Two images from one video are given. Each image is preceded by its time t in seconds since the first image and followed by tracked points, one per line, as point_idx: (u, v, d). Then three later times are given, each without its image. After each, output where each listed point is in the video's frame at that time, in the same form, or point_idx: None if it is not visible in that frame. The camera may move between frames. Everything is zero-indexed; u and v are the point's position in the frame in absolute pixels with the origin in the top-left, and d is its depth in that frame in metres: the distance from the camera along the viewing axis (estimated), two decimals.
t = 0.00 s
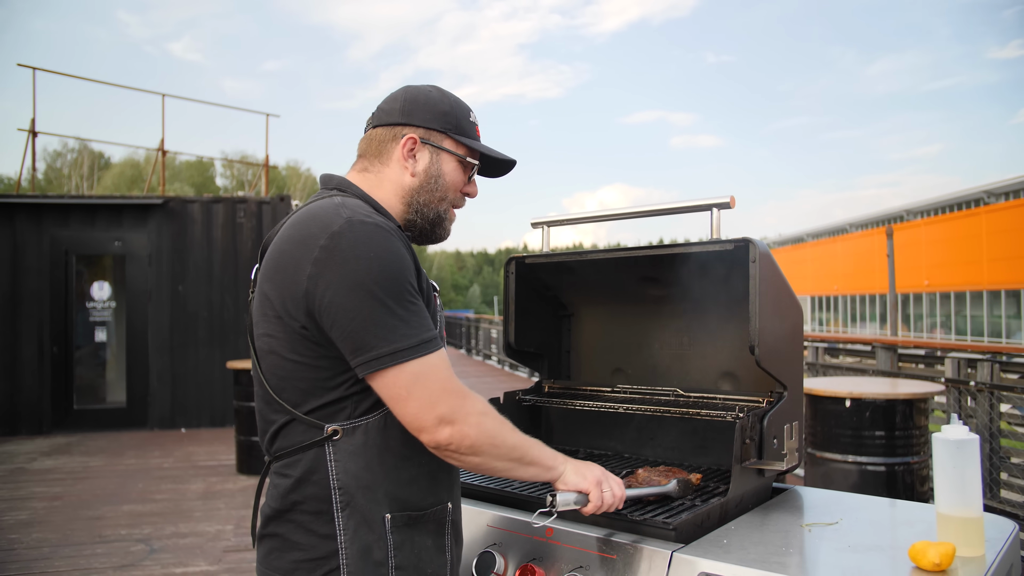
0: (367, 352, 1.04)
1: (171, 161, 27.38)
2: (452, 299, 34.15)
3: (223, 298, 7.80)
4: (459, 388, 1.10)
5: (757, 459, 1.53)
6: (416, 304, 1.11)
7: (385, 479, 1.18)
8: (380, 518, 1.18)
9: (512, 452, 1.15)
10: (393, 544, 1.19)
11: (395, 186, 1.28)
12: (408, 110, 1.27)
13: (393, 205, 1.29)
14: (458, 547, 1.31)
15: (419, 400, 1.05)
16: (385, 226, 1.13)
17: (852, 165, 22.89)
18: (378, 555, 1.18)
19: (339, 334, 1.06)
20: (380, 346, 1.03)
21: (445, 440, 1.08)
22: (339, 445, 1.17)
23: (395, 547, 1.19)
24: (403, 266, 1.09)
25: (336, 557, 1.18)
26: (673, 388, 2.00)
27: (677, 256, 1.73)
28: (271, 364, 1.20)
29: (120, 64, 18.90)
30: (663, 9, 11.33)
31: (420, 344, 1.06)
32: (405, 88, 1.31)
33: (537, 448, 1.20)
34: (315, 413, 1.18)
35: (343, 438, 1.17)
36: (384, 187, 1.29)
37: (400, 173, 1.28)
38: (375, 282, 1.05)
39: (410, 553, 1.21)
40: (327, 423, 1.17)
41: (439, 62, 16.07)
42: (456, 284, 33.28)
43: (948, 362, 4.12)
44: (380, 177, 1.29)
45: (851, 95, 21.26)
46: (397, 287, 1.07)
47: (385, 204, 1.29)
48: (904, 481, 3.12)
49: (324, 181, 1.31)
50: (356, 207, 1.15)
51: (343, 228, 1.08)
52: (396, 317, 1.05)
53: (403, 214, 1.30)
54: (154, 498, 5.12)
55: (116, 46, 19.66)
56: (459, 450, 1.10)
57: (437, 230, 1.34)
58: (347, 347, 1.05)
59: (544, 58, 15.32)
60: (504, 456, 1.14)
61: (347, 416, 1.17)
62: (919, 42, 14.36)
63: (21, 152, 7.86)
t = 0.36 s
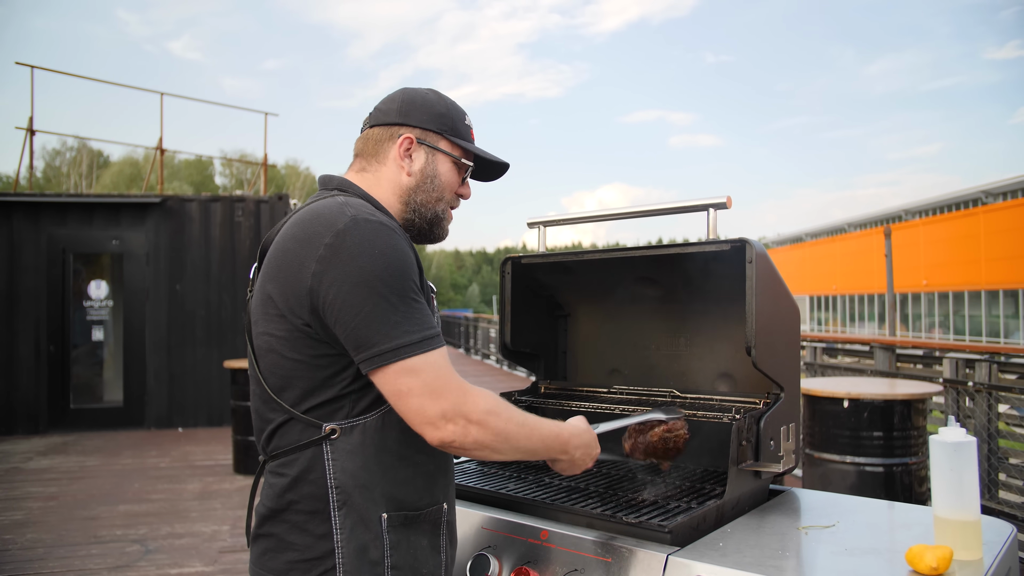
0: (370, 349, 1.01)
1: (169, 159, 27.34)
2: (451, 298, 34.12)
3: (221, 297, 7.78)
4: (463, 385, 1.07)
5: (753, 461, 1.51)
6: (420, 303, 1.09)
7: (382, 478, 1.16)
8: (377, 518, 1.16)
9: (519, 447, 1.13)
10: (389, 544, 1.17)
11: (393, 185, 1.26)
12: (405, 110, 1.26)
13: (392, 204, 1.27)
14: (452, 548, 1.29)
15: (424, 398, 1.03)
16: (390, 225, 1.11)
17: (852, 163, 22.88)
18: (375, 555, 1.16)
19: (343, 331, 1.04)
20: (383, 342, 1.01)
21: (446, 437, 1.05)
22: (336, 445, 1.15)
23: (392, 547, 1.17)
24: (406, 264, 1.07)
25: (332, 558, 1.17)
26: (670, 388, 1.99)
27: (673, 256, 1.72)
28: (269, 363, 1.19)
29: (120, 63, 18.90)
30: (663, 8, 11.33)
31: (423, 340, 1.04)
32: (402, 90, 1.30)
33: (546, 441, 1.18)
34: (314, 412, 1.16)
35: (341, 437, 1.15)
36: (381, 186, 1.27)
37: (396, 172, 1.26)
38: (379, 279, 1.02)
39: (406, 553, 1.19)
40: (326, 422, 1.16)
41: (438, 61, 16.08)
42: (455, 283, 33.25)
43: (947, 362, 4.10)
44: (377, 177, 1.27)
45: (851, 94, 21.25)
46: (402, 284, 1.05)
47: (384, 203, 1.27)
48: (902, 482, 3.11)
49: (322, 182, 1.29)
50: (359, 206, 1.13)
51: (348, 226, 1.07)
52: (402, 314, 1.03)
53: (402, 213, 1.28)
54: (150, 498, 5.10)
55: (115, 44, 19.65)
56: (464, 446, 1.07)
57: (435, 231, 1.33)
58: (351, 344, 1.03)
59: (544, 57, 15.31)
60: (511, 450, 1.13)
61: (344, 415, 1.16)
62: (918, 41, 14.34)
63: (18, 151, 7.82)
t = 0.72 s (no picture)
0: (357, 352, 0.98)
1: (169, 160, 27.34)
2: (452, 297, 34.09)
3: (221, 297, 7.78)
4: (447, 397, 1.02)
5: (753, 459, 1.51)
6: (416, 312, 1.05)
7: (383, 479, 1.16)
8: (378, 518, 1.16)
9: (498, 467, 1.06)
10: (390, 545, 1.16)
11: (395, 184, 1.26)
12: (411, 111, 1.25)
13: (394, 203, 1.26)
14: (453, 548, 1.29)
15: (402, 406, 0.97)
16: (395, 232, 1.09)
17: (853, 161, 22.84)
18: (376, 555, 1.16)
19: (336, 334, 1.01)
20: (370, 344, 0.97)
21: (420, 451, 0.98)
22: (338, 445, 1.15)
23: (392, 548, 1.17)
24: (405, 271, 1.05)
25: (334, 556, 1.16)
26: (669, 387, 1.99)
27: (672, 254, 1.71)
28: (269, 363, 1.18)
29: (120, 64, 18.90)
30: (663, 7, 11.34)
31: (411, 346, 0.99)
32: (409, 89, 1.30)
33: (523, 463, 1.11)
34: (315, 412, 1.16)
35: (342, 437, 1.15)
36: (384, 186, 1.26)
37: (399, 172, 1.26)
38: (376, 282, 1.00)
39: (406, 553, 1.18)
40: (327, 422, 1.15)
41: (438, 60, 16.08)
42: (456, 282, 33.22)
43: (947, 360, 4.08)
44: (381, 176, 1.26)
45: (851, 92, 21.22)
46: (400, 291, 1.02)
47: (385, 203, 1.26)
48: (903, 480, 3.11)
49: (326, 181, 1.28)
50: (364, 210, 1.12)
51: (351, 230, 1.05)
52: (397, 321, 1.00)
53: (403, 213, 1.27)
54: (151, 498, 5.10)
55: (116, 44, 19.66)
56: (440, 463, 1.00)
57: (434, 235, 1.32)
58: (342, 347, 1.00)
59: (544, 56, 15.29)
60: (489, 470, 1.05)
61: (347, 415, 1.15)
62: (919, 38, 14.32)
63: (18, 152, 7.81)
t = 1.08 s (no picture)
0: (321, 347, 0.96)
1: (168, 161, 27.27)
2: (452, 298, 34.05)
3: (220, 299, 7.78)
4: (408, 390, 0.99)
5: (752, 462, 1.51)
6: (396, 312, 1.03)
7: (378, 482, 1.16)
8: (372, 522, 1.16)
9: (465, 457, 1.03)
10: (384, 548, 1.16)
11: (401, 190, 1.25)
12: (420, 118, 1.25)
13: (398, 209, 1.26)
14: (451, 552, 1.29)
15: (359, 407, 0.94)
16: (380, 230, 1.08)
17: (852, 162, 22.86)
18: (369, 559, 1.15)
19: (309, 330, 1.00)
20: (332, 340, 0.95)
21: (378, 453, 0.96)
22: (334, 447, 1.15)
23: (387, 551, 1.17)
24: (386, 269, 1.03)
25: (328, 560, 1.16)
26: (667, 389, 1.99)
27: (670, 255, 1.71)
28: (264, 363, 1.19)
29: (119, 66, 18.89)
30: (663, 8, 11.34)
31: (372, 344, 0.96)
32: (419, 96, 1.30)
33: (497, 449, 1.08)
34: (311, 413, 1.16)
35: (338, 439, 1.15)
36: (389, 191, 1.26)
37: (405, 178, 1.25)
38: (351, 278, 0.99)
39: (401, 557, 1.18)
40: (323, 423, 1.15)
41: (438, 61, 16.08)
42: (455, 283, 33.19)
43: (946, 360, 4.08)
44: (386, 181, 1.26)
45: (850, 93, 21.23)
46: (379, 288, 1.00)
47: (387, 208, 1.26)
48: (902, 482, 3.11)
49: (330, 182, 1.28)
50: (355, 211, 1.11)
51: (334, 226, 1.04)
52: (371, 318, 0.97)
53: (407, 219, 1.27)
54: (150, 500, 5.10)
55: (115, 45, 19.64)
56: (402, 462, 0.98)
57: (435, 242, 1.31)
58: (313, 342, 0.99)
59: (543, 57, 15.30)
60: (456, 461, 1.03)
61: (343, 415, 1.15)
62: (917, 38, 14.33)
63: (17, 154, 7.80)
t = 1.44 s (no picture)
0: (358, 334, 0.99)
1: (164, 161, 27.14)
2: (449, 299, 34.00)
3: (217, 299, 7.77)
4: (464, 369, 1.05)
5: (749, 460, 1.51)
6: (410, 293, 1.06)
7: (372, 478, 1.16)
8: (365, 517, 1.15)
9: (517, 443, 1.08)
10: (377, 545, 1.16)
11: (400, 190, 1.26)
12: (420, 117, 1.25)
13: (398, 208, 1.26)
14: (447, 552, 1.28)
15: (423, 378, 0.98)
16: (378, 216, 1.11)
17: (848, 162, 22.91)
18: (361, 555, 1.15)
19: (333, 320, 1.02)
20: (376, 325, 0.98)
21: (445, 422, 0.99)
22: (327, 442, 1.15)
23: (379, 548, 1.16)
24: (394, 253, 1.06)
25: (320, 556, 1.17)
26: (665, 390, 2.00)
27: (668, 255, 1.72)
28: (263, 359, 1.19)
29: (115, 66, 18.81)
30: (660, 8, 11.34)
31: (415, 323, 1.00)
32: (420, 97, 1.30)
33: (546, 448, 1.13)
34: (306, 409, 1.16)
35: (332, 434, 1.15)
36: (390, 191, 1.26)
37: (405, 178, 1.26)
38: (369, 268, 1.01)
39: (394, 555, 1.17)
40: (317, 419, 1.15)
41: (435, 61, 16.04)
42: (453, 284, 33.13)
43: (941, 360, 4.09)
44: (387, 181, 1.26)
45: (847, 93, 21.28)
46: (392, 272, 1.04)
47: (386, 207, 1.26)
48: (898, 480, 3.12)
49: (329, 180, 1.28)
50: (352, 202, 1.13)
51: (335, 218, 1.07)
52: (392, 300, 1.01)
53: (406, 218, 1.27)
54: (147, 500, 5.09)
55: (111, 45, 19.54)
56: (463, 433, 1.01)
57: (436, 243, 1.32)
58: (341, 332, 1.01)
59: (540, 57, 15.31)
60: (505, 447, 1.06)
61: (337, 411, 1.15)
62: (913, 39, 14.37)
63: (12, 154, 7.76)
